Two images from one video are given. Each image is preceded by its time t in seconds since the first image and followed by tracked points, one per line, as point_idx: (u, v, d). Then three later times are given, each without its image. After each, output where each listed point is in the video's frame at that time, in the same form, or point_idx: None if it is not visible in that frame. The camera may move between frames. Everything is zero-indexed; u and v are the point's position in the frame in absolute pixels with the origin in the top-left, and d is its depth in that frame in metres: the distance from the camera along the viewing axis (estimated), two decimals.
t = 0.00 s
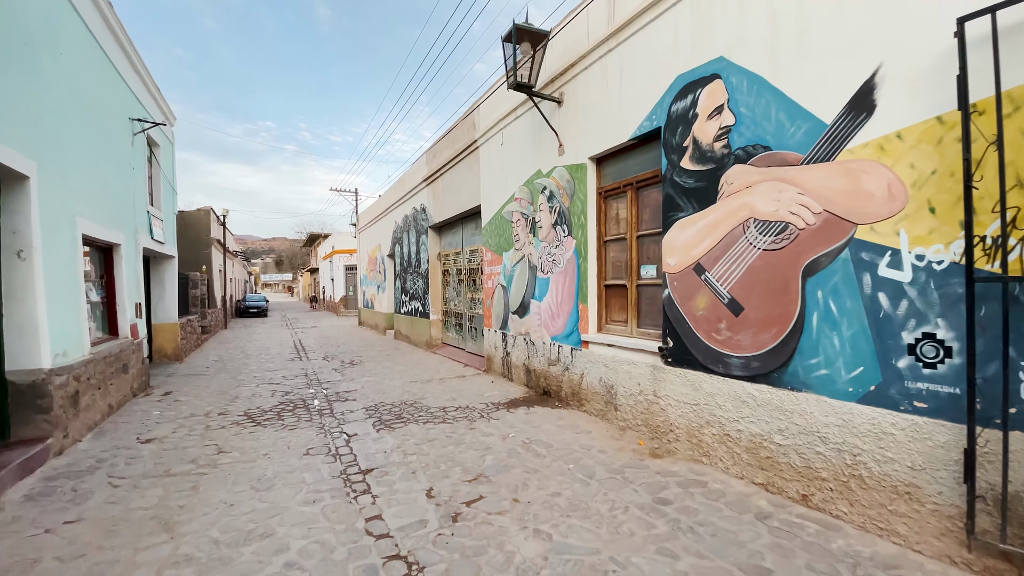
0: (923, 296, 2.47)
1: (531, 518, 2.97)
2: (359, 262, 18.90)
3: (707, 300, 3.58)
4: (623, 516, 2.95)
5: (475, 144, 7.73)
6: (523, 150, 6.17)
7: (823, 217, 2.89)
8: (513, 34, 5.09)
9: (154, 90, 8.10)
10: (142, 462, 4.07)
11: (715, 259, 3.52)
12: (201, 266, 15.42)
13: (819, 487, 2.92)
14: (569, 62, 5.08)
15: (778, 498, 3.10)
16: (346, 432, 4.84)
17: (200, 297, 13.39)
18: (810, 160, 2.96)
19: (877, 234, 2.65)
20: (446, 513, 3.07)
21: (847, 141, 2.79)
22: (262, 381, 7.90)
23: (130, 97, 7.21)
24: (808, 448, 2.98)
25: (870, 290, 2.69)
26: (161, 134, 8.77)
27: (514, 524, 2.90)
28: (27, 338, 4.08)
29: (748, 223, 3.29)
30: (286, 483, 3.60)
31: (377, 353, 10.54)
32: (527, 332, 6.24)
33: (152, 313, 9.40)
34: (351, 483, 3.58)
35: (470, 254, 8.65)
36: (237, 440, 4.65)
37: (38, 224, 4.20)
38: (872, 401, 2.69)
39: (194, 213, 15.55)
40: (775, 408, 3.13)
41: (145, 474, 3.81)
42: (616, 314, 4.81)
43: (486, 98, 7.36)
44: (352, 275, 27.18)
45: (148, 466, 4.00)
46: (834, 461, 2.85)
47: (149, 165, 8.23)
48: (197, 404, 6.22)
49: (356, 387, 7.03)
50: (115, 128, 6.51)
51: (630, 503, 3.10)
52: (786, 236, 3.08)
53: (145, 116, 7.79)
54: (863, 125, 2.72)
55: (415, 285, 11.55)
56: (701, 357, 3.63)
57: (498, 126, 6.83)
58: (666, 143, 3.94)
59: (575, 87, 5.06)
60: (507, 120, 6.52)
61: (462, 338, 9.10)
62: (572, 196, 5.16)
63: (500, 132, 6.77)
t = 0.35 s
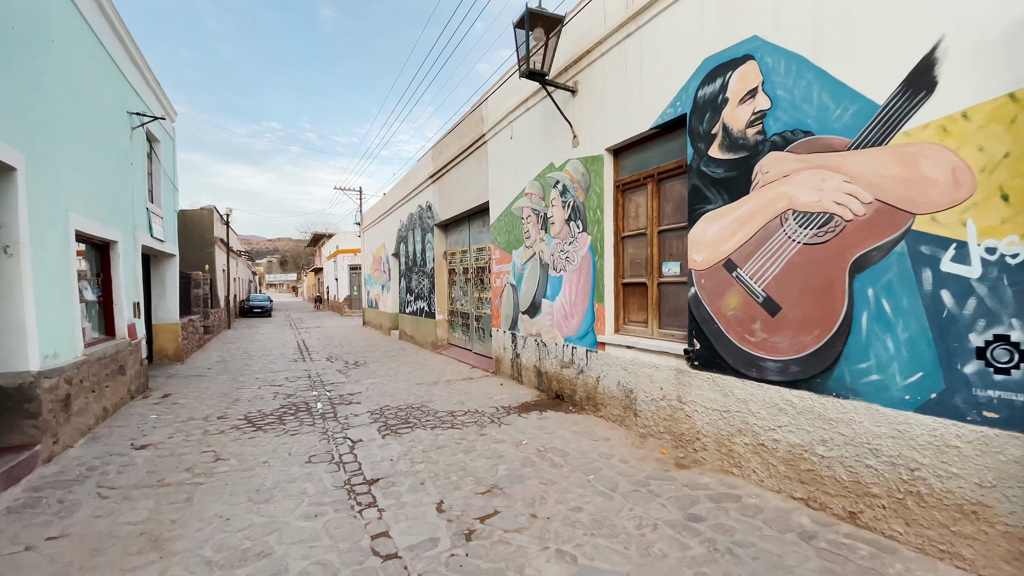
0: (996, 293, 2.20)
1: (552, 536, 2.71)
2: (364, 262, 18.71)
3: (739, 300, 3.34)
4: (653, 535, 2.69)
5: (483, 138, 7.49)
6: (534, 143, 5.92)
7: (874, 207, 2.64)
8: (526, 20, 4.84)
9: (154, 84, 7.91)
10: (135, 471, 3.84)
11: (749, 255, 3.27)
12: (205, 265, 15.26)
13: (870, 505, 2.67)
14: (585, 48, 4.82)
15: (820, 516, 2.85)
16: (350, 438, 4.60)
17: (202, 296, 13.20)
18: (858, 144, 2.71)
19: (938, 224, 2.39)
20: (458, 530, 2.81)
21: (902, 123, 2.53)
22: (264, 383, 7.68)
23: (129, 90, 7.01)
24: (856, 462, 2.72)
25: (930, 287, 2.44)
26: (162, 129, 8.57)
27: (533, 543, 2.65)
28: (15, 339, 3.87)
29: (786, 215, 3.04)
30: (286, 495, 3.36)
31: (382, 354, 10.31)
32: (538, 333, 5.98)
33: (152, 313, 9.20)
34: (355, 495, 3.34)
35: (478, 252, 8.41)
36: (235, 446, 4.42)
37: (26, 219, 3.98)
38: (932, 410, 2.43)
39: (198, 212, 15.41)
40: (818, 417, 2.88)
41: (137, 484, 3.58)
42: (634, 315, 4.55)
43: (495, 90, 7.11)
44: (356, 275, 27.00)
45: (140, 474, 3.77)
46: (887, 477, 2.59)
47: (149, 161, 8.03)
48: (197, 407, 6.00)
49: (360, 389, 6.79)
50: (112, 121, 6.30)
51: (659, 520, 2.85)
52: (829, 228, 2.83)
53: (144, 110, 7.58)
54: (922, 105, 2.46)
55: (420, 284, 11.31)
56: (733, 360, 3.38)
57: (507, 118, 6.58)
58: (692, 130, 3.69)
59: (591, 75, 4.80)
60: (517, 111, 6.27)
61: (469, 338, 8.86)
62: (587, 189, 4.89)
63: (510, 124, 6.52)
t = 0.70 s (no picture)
0: None
1: (579, 563, 2.46)
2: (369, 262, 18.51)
3: (777, 302, 3.08)
4: (692, 563, 2.43)
5: (493, 134, 7.25)
6: (548, 137, 5.66)
7: (938, 199, 2.38)
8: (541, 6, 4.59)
9: (155, 79, 7.71)
10: (129, 483, 3.61)
11: (790, 253, 3.01)
12: (209, 265, 15.11)
13: (934, 530, 2.40)
14: (604, 35, 4.56)
15: (875, 541, 2.58)
16: (356, 447, 4.35)
17: (206, 297, 13.03)
18: (919, 130, 2.45)
19: (1017, 218, 2.13)
20: (475, 555, 2.56)
21: (973, 105, 2.27)
22: (267, 386, 7.46)
23: (128, 85, 6.81)
24: (917, 482, 2.46)
25: (1007, 289, 2.18)
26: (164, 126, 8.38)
27: (560, 572, 2.39)
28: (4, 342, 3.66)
29: (834, 209, 2.79)
30: (287, 512, 3.12)
31: (388, 356, 10.08)
32: (551, 336, 5.72)
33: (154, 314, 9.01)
34: (362, 512, 3.10)
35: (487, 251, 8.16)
36: (235, 456, 4.19)
37: (15, 215, 3.77)
38: (1010, 427, 2.17)
39: (202, 212, 15.26)
40: (871, 431, 2.62)
41: (130, 499, 3.34)
42: (656, 317, 4.28)
43: (506, 84, 6.86)
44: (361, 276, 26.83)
45: (134, 487, 3.54)
46: (954, 500, 2.33)
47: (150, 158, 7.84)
48: (197, 412, 5.78)
49: (366, 393, 6.56)
50: (110, 116, 6.10)
51: (697, 545, 2.59)
52: (885, 224, 2.57)
53: (145, 105, 7.38)
54: (997, 84, 2.19)
55: (427, 285, 11.08)
56: (771, 367, 3.12)
57: (519, 112, 6.32)
58: (724, 119, 3.43)
59: (610, 63, 4.54)
60: (529, 105, 6.02)
61: (478, 340, 8.61)
62: (606, 185, 4.63)
63: (522, 119, 6.27)
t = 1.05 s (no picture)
0: None
1: None
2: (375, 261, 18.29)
3: (827, 299, 2.79)
4: None
5: (504, 126, 6.98)
6: (564, 127, 5.39)
7: None
8: None
9: (157, 71, 7.50)
10: (120, 494, 3.37)
11: (842, 245, 2.72)
12: (213, 265, 14.94)
13: (1019, 559, 2.10)
14: (626, 16, 4.27)
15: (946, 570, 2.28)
16: (362, 455, 4.09)
17: (210, 296, 12.84)
18: (1001, 103, 2.15)
19: None
20: None
21: None
22: (271, 388, 7.22)
23: (128, 76, 6.59)
24: (998, 503, 2.16)
25: None
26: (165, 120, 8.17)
27: None
28: None
29: (896, 195, 2.50)
30: (288, 529, 2.86)
31: (394, 357, 9.83)
32: (567, 337, 5.44)
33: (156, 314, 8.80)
34: (369, 529, 2.83)
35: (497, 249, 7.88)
36: (233, 464, 3.94)
37: None
38: None
39: (206, 211, 15.09)
40: (942, 445, 2.32)
41: (119, 512, 3.10)
42: (683, 317, 4.00)
43: (517, 73, 6.58)
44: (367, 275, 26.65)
45: (124, 498, 3.29)
46: None
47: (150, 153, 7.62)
48: (197, 416, 5.54)
49: (372, 396, 6.30)
50: (108, 108, 5.88)
51: (745, 572, 2.30)
52: (958, 210, 2.28)
53: (145, 98, 7.16)
54: None
55: (434, 284, 10.82)
56: (819, 371, 2.82)
57: (532, 102, 6.04)
58: (764, 100, 3.14)
59: (632, 46, 4.25)
60: (543, 93, 5.74)
61: (487, 341, 8.34)
62: (627, 176, 4.35)
63: (535, 109, 6.00)
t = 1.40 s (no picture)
0: None
1: None
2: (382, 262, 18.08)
3: (888, 304, 2.49)
4: None
5: (516, 120, 6.70)
6: (581, 119, 5.10)
7: None
8: None
9: (158, 65, 7.28)
10: (110, 513, 3.12)
11: (907, 243, 2.42)
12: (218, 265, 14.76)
13: None
14: None
15: None
16: (370, 468, 3.83)
17: (215, 297, 12.66)
18: None
19: None
20: None
21: None
22: (275, 392, 6.99)
23: (128, 70, 6.38)
24: None
25: None
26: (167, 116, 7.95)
27: None
28: None
29: (973, 186, 2.20)
30: (289, 556, 2.60)
31: (402, 360, 9.59)
32: (584, 341, 5.16)
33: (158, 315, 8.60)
34: (378, 557, 2.56)
35: (508, 248, 7.61)
36: (233, 478, 3.69)
37: None
38: None
39: (212, 210, 14.92)
40: None
41: (106, 535, 2.85)
42: (715, 321, 3.71)
43: (530, 65, 6.30)
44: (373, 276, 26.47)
45: (113, 518, 3.05)
46: None
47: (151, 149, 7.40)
48: (197, 423, 5.31)
49: (379, 402, 6.04)
50: (107, 102, 5.67)
51: None
52: None
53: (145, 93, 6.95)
54: None
55: (442, 284, 10.57)
56: (879, 384, 2.53)
57: (547, 95, 5.76)
58: (811, 84, 2.85)
59: (658, 30, 3.97)
60: (559, 84, 5.46)
61: (498, 344, 8.08)
62: (652, 169, 4.06)
63: (550, 102, 5.72)
